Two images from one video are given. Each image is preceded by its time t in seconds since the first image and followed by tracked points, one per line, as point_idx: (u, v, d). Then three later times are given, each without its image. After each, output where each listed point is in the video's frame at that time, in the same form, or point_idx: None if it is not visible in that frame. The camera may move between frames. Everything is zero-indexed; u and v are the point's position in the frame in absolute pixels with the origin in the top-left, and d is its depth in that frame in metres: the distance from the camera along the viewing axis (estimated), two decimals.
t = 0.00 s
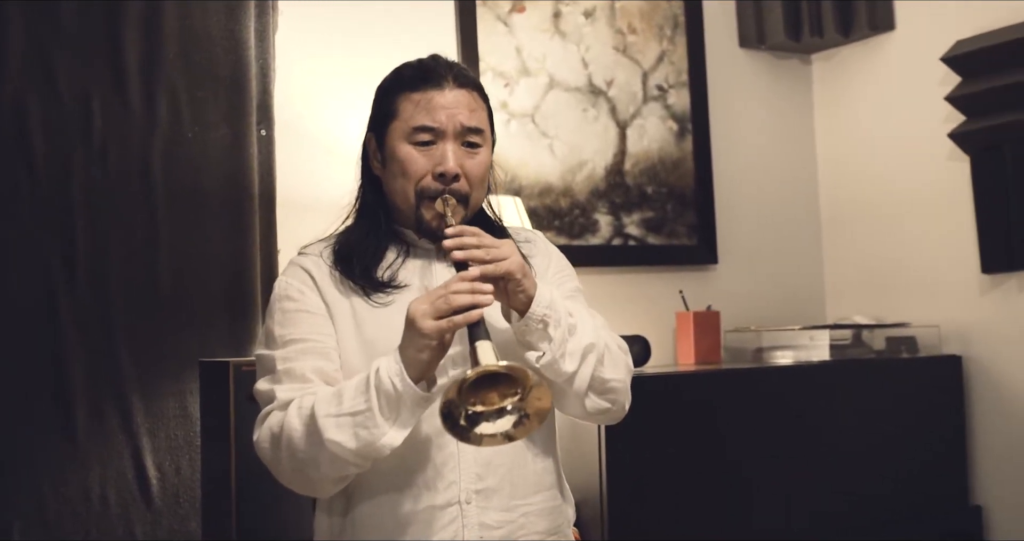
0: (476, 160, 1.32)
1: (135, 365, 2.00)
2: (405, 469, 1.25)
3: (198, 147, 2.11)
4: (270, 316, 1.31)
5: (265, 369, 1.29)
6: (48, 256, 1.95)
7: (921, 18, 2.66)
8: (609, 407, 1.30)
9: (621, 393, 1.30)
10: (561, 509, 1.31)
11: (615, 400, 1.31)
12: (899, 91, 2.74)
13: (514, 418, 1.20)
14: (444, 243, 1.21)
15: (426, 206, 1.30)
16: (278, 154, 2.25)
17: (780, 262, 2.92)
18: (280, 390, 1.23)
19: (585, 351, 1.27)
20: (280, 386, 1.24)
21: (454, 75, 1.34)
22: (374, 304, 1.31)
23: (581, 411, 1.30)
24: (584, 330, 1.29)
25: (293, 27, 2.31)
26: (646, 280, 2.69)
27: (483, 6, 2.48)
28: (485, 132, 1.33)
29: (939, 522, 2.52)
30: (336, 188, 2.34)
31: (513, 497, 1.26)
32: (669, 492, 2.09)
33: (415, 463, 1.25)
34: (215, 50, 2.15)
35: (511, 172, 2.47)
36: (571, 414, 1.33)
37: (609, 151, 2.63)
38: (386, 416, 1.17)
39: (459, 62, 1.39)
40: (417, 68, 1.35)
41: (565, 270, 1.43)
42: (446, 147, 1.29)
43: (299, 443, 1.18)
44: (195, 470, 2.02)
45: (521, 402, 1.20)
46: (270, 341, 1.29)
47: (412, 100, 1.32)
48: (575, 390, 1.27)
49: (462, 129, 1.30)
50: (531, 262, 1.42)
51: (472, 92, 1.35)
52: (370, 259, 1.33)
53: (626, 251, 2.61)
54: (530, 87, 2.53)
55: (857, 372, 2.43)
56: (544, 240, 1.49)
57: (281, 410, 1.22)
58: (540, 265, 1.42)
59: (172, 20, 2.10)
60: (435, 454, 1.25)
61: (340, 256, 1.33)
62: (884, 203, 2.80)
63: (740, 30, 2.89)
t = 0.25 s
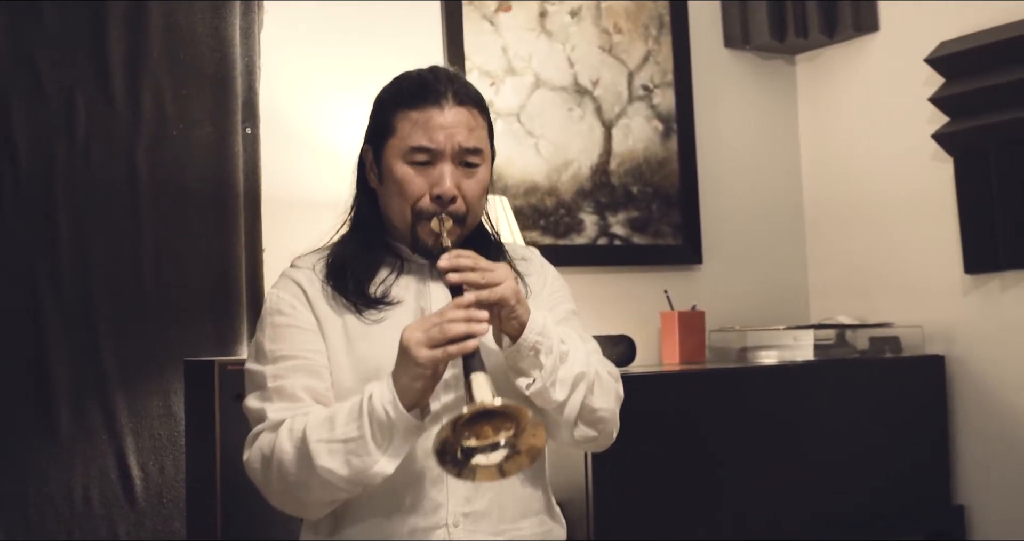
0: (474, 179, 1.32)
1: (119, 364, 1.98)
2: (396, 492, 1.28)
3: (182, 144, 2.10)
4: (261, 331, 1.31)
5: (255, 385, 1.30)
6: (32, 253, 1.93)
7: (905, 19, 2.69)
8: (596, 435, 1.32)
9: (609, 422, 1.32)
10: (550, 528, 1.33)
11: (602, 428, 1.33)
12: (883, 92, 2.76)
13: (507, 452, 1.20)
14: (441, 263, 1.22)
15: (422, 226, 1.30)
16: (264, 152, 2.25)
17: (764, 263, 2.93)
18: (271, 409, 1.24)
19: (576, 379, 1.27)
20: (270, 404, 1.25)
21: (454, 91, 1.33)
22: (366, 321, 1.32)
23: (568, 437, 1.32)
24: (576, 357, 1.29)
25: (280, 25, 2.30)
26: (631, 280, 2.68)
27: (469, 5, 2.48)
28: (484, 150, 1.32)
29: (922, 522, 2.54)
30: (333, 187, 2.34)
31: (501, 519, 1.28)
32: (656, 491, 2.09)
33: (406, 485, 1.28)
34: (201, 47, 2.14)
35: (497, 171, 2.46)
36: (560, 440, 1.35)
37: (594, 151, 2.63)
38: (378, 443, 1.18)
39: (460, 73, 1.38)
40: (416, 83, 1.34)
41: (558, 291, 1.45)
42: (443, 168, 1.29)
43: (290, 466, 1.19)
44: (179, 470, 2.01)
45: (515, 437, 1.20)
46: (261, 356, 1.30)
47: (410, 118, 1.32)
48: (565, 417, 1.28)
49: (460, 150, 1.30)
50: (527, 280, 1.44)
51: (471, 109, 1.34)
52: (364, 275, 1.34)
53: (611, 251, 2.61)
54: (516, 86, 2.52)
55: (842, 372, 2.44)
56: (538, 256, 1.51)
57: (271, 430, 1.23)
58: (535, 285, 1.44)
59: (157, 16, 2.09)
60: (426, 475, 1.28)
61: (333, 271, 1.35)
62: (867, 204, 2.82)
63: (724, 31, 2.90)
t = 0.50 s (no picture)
0: (474, 196, 1.33)
1: (105, 362, 1.97)
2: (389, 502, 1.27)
3: (170, 141, 2.09)
4: (257, 341, 1.31)
5: (252, 396, 1.29)
6: (18, 250, 1.92)
7: (892, 20, 2.71)
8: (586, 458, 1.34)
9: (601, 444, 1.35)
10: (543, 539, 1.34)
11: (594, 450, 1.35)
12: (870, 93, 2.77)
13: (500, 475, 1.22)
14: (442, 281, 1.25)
15: (422, 243, 1.32)
16: (253, 151, 2.23)
17: (752, 263, 2.94)
18: (266, 422, 1.24)
19: (571, 401, 1.30)
20: (266, 417, 1.25)
21: (454, 108, 1.33)
22: (363, 333, 1.32)
23: (560, 459, 1.34)
24: (572, 379, 1.32)
25: (269, 23, 2.29)
26: (619, 280, 2.68)
27: (458, 4, 2.47)
28: (484, 167, 1.33)
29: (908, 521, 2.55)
30: (325, 187, 2.34)
31: (495, 532, 1.29)
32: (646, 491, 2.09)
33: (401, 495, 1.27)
34: (189, 44, 2.13)
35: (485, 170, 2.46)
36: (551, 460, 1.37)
37: (583, 150, 2.63)
38: (374, 463, 1.20)
39: (459, 84, 1.37)
40: (416, 99, 1.33)
41: (557, 308, 1.46)
42: (444, 188, 1.30)
43: (285, 482, 1.21)
44: (167, 468, 2.00)
45: (509, 462, 1.22)
46: (257, 368, 1.29)
47: (410, 136, 1.32)
48: (557, 438, 1.31)
49: (460, 170, 1.30)
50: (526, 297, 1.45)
51: (472, 124, 1.34)
52: (362, 289, 1.34)
53: (599, 250, 2.61)
54: (504, 85, 2.52)
55: (828, 372, 2.45)
56: (539, 273, 1.53)
57: (267, 444, 1.24)
58: (534, 301, 1.45)
59: (144, 12, 2.08)
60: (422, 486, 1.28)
61: (331, 285, 1.34)
62: (854, 203, 2.83)
63: (712, 31, 2.90)
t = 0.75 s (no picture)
0: (463, 152, 1.32)
1: (92, 357, 1.96)
2: (386, 463, 1.27)
3: (158, 136, 2.08)
4: (250, 309, 1.31)
5: (246, 364, 1.29)
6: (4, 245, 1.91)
7: (880, 19, 2.71)
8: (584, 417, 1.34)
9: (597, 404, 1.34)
10: (537, 506, 1.34)
11: (590, 410, 1.34)
12: (858, 91, 2.78)
13: (501, 421, 1.21)
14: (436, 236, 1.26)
15: (413, 202, 1.31)
16: (241, 148, 2.22)
17: (740, 260, 2.94)
18: (262, 387, 1.24)
19: (567, 356, 1.30)
20: (261, 383, 1.25)
21: (438, 65, 1.33)
22: (356, 296, 1.32)
23: (557, 419, 1.33)
24: (567, 335, 1.32)
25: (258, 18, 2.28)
26: (608, 278, 2.68)
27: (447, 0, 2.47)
28: (472, 123, 1.33)
29: (894, 518, 2.56)
30: (312, 185, 2.32)
31: (491, 495, 1.29)
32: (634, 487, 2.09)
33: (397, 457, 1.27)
34: (176, 40, 2.12)
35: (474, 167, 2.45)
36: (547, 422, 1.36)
37: (571, 147, 2.63)
38: (374, 419, 1.19)
39: (442, 45, 1.38)
40: (399, 58, 1.34)
41: (550, 274, 1.46)
42: (432, 143, 1.30)
43: (284, 445, 1.20)
44: (154, 466, 1.99)
45: (508, 405, 1.22)
46: (251, 334, 1.29)
47: (395, 94, 1.32)
48: (555, 395, 1.30)
49: (447, 125, 1.30)
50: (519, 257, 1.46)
51: (456, 81, 1.34)
52: (353, 250, 1.34)
53: (588, 247, 2.61)
54: (493, 82, 2.52)
55: (815, 369, 2.46)
56: (531, 238, 1.53)
57: (263, 409, 1.23)
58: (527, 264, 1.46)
59: (132, 9, 2.07)
60: (416, 447, 1.27)
61: (322, 249, 1.34)
62: (841, 201, 2.84)
63: (701, 29, 2.91)
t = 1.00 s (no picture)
0: (447, 139, 1.33)
1: (73, 354, 1.95)
2: (370, 458, 1.27)
3: (141, 131, 2.07)
4: (235, 305, 1.31)
5: (232, 359, 1.29)
6: None
7: (865, 19, 2.72)
8: (576, 403, 1.36)
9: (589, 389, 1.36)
10: (518, 501, 1.35)
11: (582, 395, 1.37)
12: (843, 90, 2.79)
13: (487, 402, 1.21)
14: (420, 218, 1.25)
15: (398, 189, 1.31)
16: (225, 144, 2.20)
17: (724, 258, 2.95)
18: (250, 380, 1.24)
19: (556, 341, 1.32)
20: (249, 376, 1.25)
21: (420, 52, 1.35)
22: (341, 289, 1.33)
23: (548, 406, 1.35)
24: (555, 321, 1.34)
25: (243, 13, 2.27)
26: (593, 276, 2.68)
27: None
28: (455, 109, 1.34)
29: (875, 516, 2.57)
30: (294, 181, 2.32)
31: (476, 489, 1.29)
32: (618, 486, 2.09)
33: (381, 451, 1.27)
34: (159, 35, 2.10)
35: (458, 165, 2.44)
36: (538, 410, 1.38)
37: (557, 145, 2.62)
38: (363, 406, 1.19)
39: (424, 35, 1.39)
40: (381, 45, 1.35)
41: (536, 263, 1.47)
42: (415, 128, 1.30)
43: (273, 436, 1.19)
44: (135, 465, 1.98)
45: (494, 386, 1.22)
46: (237, 329, 1.29)
47: (378, 81, 1.32)
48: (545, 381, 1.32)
49: (430, 110, 1.31)
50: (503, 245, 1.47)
51: (439, 68, 1.35)
52: (339, 243, 1.35)
53: (573, 244, 2.60)
54: (478, 79, 2.51)
55: (798, 367, 2.47)
56: (515, 228, 1.54)
57: (252, 402, 1.23)
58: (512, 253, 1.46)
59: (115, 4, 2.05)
60: (401, 441, 1.27)
61: (307, 241, 1.35)
62: (825, 200, 2.85)
63: (687, 27, 2.91)
